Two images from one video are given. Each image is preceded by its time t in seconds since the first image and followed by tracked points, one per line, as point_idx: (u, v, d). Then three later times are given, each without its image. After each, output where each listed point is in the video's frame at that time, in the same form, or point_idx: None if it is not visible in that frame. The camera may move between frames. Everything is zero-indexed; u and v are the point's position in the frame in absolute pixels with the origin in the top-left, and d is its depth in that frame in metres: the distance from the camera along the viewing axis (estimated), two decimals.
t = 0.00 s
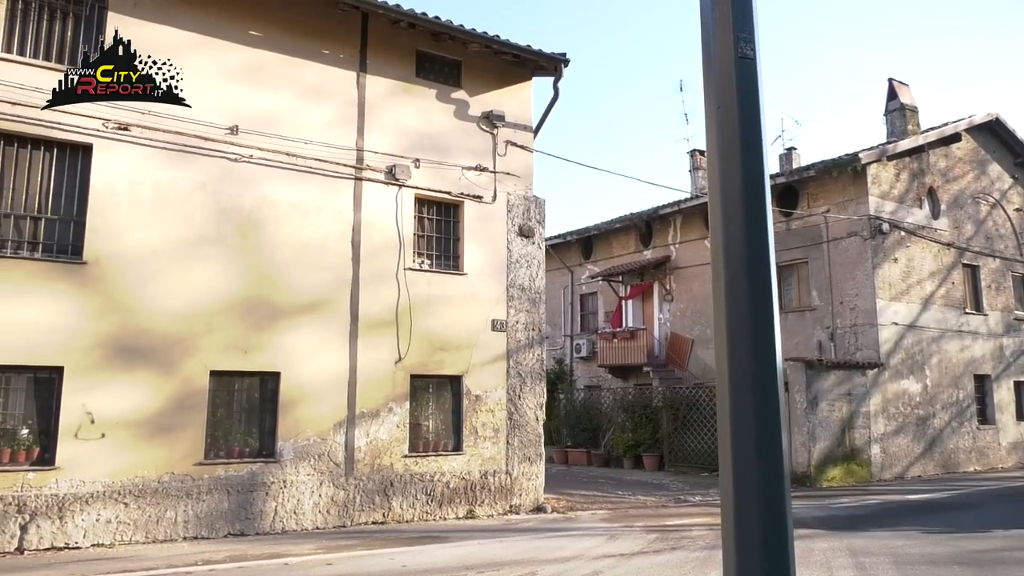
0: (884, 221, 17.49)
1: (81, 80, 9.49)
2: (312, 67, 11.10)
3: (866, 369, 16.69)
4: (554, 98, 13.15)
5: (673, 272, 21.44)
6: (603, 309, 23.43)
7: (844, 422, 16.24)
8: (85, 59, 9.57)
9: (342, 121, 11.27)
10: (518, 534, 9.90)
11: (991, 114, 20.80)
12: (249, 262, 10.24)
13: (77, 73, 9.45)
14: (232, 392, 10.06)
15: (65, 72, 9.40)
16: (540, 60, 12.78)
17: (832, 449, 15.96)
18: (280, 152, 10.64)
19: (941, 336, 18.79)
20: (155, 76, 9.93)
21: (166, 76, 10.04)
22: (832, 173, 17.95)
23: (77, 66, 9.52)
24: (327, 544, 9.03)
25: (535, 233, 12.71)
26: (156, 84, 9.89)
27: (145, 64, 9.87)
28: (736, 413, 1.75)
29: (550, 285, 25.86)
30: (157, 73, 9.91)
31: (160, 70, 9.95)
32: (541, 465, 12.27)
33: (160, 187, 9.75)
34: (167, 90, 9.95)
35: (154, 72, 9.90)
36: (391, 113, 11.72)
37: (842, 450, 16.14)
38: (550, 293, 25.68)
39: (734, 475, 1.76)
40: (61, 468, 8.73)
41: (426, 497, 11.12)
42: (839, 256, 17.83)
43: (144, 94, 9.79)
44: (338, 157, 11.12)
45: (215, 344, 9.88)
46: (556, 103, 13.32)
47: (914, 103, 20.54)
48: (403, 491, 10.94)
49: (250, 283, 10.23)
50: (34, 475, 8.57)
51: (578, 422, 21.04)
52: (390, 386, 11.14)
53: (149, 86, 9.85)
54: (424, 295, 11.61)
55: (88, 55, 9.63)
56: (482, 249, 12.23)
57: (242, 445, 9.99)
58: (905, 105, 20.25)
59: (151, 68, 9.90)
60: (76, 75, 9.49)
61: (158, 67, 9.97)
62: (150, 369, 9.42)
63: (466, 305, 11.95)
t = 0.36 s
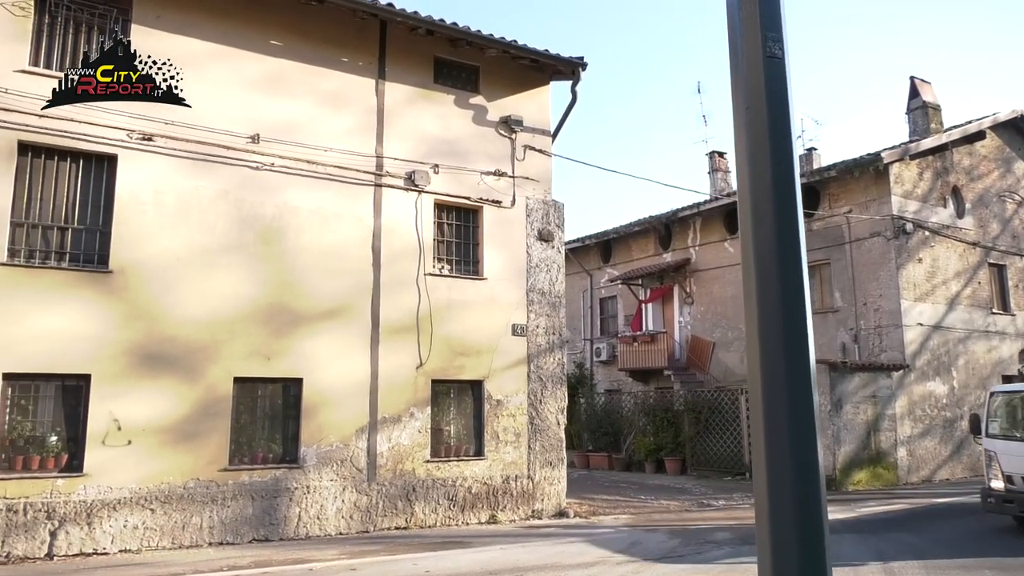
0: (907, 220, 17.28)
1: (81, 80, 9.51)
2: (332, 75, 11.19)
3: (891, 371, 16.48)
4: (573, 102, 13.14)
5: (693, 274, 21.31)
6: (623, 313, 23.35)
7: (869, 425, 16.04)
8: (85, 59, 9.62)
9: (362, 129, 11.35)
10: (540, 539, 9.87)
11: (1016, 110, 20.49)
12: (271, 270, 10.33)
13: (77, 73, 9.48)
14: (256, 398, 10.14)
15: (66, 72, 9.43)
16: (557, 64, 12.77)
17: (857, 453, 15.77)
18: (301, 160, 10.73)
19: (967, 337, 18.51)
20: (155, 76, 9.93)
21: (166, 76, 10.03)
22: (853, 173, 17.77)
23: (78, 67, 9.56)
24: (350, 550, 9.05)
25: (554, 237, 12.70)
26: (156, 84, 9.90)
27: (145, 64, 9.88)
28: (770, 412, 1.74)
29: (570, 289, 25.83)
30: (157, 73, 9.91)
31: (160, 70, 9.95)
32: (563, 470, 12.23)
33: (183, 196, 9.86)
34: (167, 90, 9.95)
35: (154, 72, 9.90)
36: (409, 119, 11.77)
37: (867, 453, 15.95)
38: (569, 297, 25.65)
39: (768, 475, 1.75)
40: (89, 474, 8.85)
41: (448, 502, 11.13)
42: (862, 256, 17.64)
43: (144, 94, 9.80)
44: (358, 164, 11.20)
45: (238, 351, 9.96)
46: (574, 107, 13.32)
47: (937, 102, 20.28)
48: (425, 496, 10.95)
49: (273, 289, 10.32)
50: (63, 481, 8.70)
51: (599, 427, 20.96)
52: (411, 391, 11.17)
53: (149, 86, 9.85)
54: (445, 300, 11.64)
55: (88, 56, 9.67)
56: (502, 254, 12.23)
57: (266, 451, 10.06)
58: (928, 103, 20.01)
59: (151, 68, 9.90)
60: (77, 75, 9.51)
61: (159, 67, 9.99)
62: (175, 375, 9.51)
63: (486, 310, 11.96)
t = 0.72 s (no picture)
0: (940, 213, 16.96)
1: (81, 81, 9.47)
2: (357, 75, 11.26)
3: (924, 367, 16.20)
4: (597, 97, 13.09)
5: (720, 270, 21.11)
6: (649, 309, 23.23)
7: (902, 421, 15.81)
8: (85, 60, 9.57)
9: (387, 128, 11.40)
10: (568, 536, 9.85)
11: None
12: (299, 269, 10.43)
13: (78, 73, 9.45)
14: (285, 396, 10.25)
15: (66, 72, 9.40)
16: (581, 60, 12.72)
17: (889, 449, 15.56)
18: (327, 160, 10.81)
19: (1003, 331, 18.15)
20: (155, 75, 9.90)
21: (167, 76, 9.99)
22: (884, 166, 17.48)
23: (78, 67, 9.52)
24: (378, 547, 9.11)
25: (580, 233, 12.67)
26: (156, 84, 9.86)
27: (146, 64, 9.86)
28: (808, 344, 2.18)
29: (595, 286, 25.76)
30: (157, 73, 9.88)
31: (161, 70, 9.91)
32: (590, 467, 12.20)
33: (212, 198, 9.99)
34: (167, 90, 9.91)
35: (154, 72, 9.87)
36: (434, 117, 11.80)
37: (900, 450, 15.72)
38: (595, 294, 25.58)
39: (805, 398, 2.16)
40: (124, 471, 9.00)
41: (476, 499, 11.15)
42: (893, 250, 17.36)
43: (145, 94, 9.76)
44: (383, 163, 11.25)
45: (268, 349, 10.08)
46: (599, 103, 13.25)
47: (970, 92, 19.87)
48: (453, 493, 10.99)
49: (300, 288, 10.41)
50: (99, 478, 8.87)
51: (626, 423, 20.90)
52: (437, 388, 11.20)
53: (149, 86, 9.81)
54: (471, 298, 11.66)
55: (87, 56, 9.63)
56: (527, 251, 12.23)
57: (296, 448, 10.16)
58: (960, 93, 19.61)
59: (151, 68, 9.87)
60: (77, 75, 9.48)
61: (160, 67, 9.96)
62: (205, 373, 9.64)
63: (512, 307, 11.96)
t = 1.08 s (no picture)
0: (977, 206, 16.58)
1: (81, 81, 9.42)
2: (385, 72, 11.31)
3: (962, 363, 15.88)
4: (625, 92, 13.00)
5: (750, 265, 20.85)
6: (678, 305, 23.07)
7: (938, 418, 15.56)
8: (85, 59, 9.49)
9: (414, 124, 11.42)
10: (598, 532, 9.81)
11: None
12: (329, 266, 10.51)
13: (78, 73, 9.40)
14: (316, 391, 10.35)
15: (66, 72, 9.36)
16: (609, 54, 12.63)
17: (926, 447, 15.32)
18: (356, 157, 10.88)
19: None
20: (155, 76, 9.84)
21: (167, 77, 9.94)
22: (919, 158, 17.15)
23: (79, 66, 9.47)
24: (408, 541, 9.16)
25: (608, 229, 12.60)
26: (156, 84, 9.79)
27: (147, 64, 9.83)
28: (851, 313, 2.55)
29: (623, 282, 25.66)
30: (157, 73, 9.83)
31: (161, 70, 9.86)
32: (619, 464, 12.15)
33: (244, 196, 10.12)
34: (167, 90, 9.83)
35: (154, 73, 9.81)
36: (461, 113, 11.81)
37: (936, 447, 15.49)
38: (623, 290, 25.49)
39: (848, 359, 2.54)
40: (159, 465, 9.15)
41: (505, 495, 11.16)
42: (929, 244, 17.02)
43: (144, 94, 9.69)
44: (411, 159, 11.28)
45: (299, 345, 10.17)
46: (627, 97, 13.15)
47: (1009, 81, 19.39)
48: (482, 489, 11.01)
49: (330, 285, 10.50)
50: (136, 472, 9.03)
51: (654, 420, 20.70)
52: (466, 384, 11.23)
53: (149, 86, 9.74)
54: (499, 294, 11.66)
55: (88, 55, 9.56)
56: (556, 247, 12.19)
57: (326, 443, 10.26)
58: (999, 82, 19.14)
59: (151, 68, 9.83)
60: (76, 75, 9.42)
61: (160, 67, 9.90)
62: (237, 369, 9.77)
63: (540, 303, 11.94)
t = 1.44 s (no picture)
0: (1010, 200, 16.26)
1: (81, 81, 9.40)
2: (409, 69, 11.34)
3: (994, 361, 15.60)
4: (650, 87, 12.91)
5: (775, 261, 20.62)
6: (702, 302, 22.93)
7: (969, 417, 15.32)
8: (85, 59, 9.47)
9: (438, 122, 11.44)
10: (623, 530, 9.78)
11: None
12: (354, 263, 10.58)
13: (77, 73, 9.37)
14: (341, 387, 10.43)
15: (66, 72, 9.34)
16: (633, 49, 12.54)
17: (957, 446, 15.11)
18: (381, 154, 10.93)
19: None
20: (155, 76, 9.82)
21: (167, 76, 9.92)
22: (950, 152, 16.87)
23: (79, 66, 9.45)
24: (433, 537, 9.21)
25: (633, 225, 12.54)
26: (156, 84, 9.76)
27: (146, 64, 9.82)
28: (891, 311, 2.52)
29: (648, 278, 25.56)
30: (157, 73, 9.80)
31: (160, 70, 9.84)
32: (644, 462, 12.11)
33: (271, 193, 10.21)
34: (167, 90, 9.79)
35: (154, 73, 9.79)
36: (485, 110, 11.82)
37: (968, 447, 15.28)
38: (647, 287, 25.38)
39: (888, 357, 2.51)
40: (189, 459, 9.29)
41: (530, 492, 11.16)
42: (960, 240, 16.73)
43: (144, 94, 9.68)
44: (435, 157, 11.31)
45: (325, 342, 10.25)
46: (652, 92, 13.06)
47: None
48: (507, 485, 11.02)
49: (355, 282, 10.56)
50: (166, 466, 9.17)
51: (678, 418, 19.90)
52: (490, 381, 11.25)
53: (149, 86, 9.72)
54: (523, 291, 11.64)
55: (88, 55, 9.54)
56: (580, 244, 12.16)
57: (352, 439, 10.35)
58: None
59: (151, 69, 9.82)
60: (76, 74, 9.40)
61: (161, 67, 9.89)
62: (264, 365, 9.87)
63: (564, 300, 11.91)
